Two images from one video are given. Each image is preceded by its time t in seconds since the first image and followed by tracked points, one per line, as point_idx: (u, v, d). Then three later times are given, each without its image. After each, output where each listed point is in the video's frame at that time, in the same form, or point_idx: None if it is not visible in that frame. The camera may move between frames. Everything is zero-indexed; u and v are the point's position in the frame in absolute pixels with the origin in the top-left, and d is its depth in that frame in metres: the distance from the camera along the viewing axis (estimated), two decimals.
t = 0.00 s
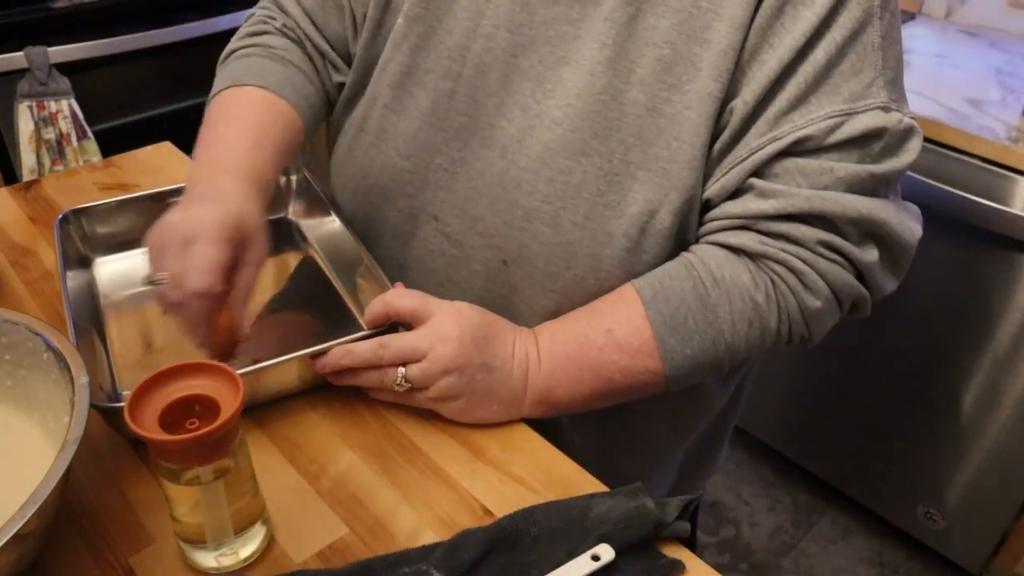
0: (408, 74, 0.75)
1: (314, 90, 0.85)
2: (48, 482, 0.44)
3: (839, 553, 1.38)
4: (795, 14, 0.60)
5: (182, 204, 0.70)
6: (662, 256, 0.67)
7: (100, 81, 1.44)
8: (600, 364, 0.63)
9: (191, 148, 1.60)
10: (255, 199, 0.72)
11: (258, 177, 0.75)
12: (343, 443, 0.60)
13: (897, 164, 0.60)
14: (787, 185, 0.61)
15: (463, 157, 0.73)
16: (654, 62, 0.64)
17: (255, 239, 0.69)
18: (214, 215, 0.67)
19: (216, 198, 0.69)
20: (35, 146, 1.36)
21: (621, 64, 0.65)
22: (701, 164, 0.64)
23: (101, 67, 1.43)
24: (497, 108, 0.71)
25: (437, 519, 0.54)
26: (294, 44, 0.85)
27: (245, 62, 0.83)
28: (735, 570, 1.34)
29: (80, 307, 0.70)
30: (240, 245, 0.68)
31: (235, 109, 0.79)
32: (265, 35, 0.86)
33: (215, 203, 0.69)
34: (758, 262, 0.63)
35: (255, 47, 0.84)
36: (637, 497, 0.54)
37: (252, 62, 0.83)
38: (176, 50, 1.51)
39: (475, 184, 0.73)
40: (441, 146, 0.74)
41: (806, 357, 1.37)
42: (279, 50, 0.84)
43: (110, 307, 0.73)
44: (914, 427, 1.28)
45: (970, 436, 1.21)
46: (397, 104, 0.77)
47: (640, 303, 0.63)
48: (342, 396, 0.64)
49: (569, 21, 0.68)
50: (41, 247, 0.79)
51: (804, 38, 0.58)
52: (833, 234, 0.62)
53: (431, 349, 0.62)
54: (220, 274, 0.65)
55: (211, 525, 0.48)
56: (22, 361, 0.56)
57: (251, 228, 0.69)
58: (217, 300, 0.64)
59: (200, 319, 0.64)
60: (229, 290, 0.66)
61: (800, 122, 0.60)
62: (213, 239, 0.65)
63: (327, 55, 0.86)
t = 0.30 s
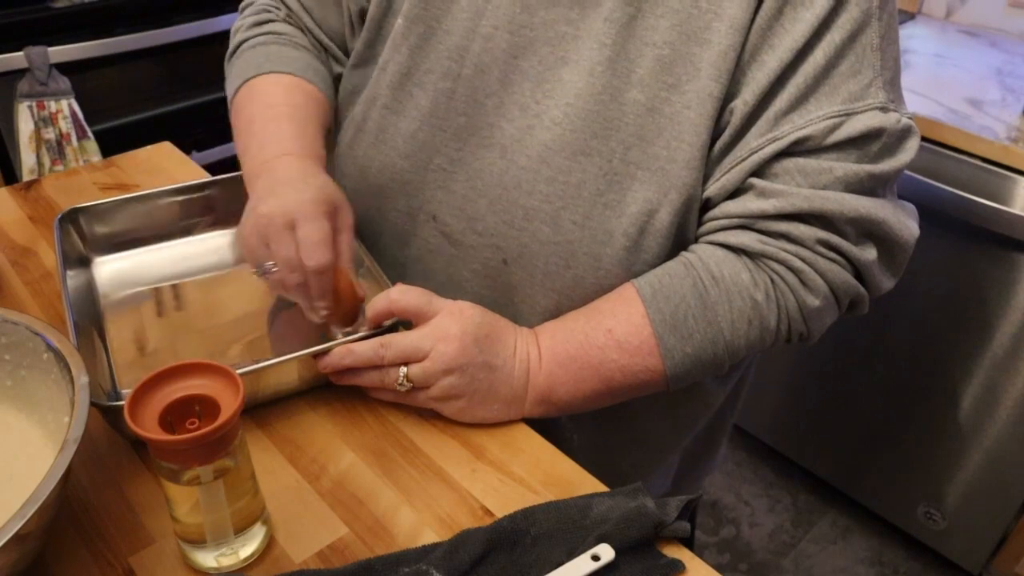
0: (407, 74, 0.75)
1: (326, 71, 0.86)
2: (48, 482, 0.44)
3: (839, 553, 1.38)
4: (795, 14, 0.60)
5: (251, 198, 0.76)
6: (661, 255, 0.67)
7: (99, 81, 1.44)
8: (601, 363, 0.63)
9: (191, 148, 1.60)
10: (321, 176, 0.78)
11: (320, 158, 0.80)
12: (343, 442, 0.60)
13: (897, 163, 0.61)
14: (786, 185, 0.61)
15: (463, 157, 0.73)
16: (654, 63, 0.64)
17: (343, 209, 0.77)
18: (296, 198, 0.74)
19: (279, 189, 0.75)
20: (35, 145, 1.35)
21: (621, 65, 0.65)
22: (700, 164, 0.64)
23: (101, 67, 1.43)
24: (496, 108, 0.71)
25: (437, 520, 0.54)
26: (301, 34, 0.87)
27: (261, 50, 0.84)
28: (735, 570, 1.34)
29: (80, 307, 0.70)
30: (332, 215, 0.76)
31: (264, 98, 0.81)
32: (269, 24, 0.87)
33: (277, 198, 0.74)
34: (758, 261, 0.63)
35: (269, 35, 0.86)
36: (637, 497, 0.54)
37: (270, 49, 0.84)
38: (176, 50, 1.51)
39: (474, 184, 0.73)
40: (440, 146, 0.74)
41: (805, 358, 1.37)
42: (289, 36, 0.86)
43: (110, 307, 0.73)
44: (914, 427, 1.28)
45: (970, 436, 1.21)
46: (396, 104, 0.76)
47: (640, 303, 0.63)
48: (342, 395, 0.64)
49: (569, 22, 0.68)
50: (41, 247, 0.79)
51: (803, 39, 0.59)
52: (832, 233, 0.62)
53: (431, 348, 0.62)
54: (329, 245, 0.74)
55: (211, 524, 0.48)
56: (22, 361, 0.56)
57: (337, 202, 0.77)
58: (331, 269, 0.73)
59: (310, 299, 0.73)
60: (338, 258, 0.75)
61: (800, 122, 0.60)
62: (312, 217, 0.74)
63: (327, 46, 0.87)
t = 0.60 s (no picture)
0: (408, 73, 0.75)
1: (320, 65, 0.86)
2: (48, 482, 0.44)
3: (839, 553, 1.38)
4: (795, 13, 0.60)
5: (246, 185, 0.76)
6: (661, 254, 0.67)
7: (99, 81, 1.44)
8: (601, 362, 0.63)
9: (191, 148, 1.60)
10: (309, 171, 0.77)
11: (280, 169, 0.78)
12: (343, 442, 0.60)
13: (896, 163, 0.61)
14: (786, 184, 0.61)
15: (462, 155, 0.73)
16: (654, 61, 0.64)
17: (334, 209, 0.76)
18: (280, 198, 0.73)
19: (266, 184, 0.74)
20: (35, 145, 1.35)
21: (621, 64, 0.65)
22: (700, 163, 0.64)
23: (101, 67, 1.43)
24: (496, 106, 0.71)
25: (438, 520, 0.54)
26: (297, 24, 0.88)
27: (257, 42, 0.85)
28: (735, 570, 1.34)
29: (80, 307, 0.70)
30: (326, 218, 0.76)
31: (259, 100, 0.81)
32: (268, 15, 0.88)
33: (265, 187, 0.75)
34: (757, 260, 0.63)
35: (265, 27, 0.86)
36: (637, 497, 0.54)
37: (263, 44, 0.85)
38: (176, 50, 1.51)
39: (474, 183, 0.73)
40: (440, 145, 0.74)
41: (805, 357, 1.37)
42: (285, 28, 0.86)
43: (110, 306, 0.73)
44: (914, 427, 1.28)
45: (970, 436, 1.21)
46: (397, 102, 0.76)
47: (640, 303, 0.63)
48: (342, 395, 0.64)
49: (569, 20, 0.68)
50: (41, 247, 0.79)
51: (803, 38, 0.59)
52: (832, 232, 0.62)
53: (432, 348, 0.62)
54: (324, 244, 0.73)
55: (211, 524, 0.48)
56: (22, 361, 0.56)
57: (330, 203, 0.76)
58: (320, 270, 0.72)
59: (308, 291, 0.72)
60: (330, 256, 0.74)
61: (799, 121, 0.60)
62: (303, 219, 0.72)
63: (324, 40, 0.88)
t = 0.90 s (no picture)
0: (408, 71, 0.75)
1: (302, 61, 0.86)
2: (48, 482, 0.44)
3: (839, 552, 1.38)
4: (796, 12, 0.60)
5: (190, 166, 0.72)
6: (661, 252, 0.67)
7: (100, 81, 1.44)
8: (600, 362, 0.63)
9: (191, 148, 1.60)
10: (254, 165, 0.74)
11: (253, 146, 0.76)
12: (343, 441, 0.60)
13: (896, 162, 0.61)
14: (786, 183, 0.61)
15: (461, 153, 0.73)
16: (655, 60, 0.64)
17: (259, 201, 0.70)
18: (215, 180, 0.68)
19: (212, 164, 0.71)
20: (35, 145, 1.35)
21: (621, 62, 0.65)
22: (701, 161, 0.64)
23: (101, 66, 1.43)
24: (495, 104, 0.71)
25: (438, 519, 0.54)
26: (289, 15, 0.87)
27: (239, 32, 0.86)
28: (735, 570, 1.34)
29: (80, 307, 0.70)
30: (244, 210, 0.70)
31: (237, 75, 0.81)
32: (259, 6, 0.89)
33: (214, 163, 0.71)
34: (757, 259, 0.63)
35: (253, 18, 0.87)
36: (637, 497, 0.54)
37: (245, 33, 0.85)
38: (176, 49, 1.51)
39: (473, 181, 0.73)
40: (439, 143, 0.74)
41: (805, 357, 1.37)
42: (273, 19, 0.87)
43: (110, 306, 0.73)
44: (915, 427, 1.28)
45: (970, 436, 1.21)
46: (397, 100, 0.76)
47: (639, 302, 0.63)
48: (342, 394, 0.64)
49: (568, 18, 0.68)
50: (41, 247, 0.79)
51: (804, 36, 0.58)
52: (832, 232, 0.62)
53: (432, 348, 0.62)
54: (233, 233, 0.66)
55: (211, 524, 0.48)
56: (22, 361, 0.56)
57: (256, 192, 0.71)
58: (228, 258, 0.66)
59: (216, 277, 0.67)
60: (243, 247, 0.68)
61: (801, 120, 0.60)
62: (219, 205, 0.66)
63: (311, 30, 0.86)
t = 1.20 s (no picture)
0: (408, 70, 0.75)
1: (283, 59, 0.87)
2: (48, 482, 0.44)
3: (839, 552, 1.38)
4: (796, 10, 0.60)
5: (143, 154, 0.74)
6: (661, 252, 0.67)
7: (100, 81, 1.44)
8: (601, 363, 0.63)
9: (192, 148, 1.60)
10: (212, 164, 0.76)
11: (217, 145, 0.77)
12: (343, 441, 0.60)
13: (896, 161, 0.61)
14: (786, 183, 0.61)
15: (460, 152, 0.73)
16: (654, 59, 0.64)
17: (200, 193, 0.72)
18: (165, 167, 0.71)
19: (166, 154, 0.73)
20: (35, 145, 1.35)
21: (621, 61, 0.65)
22: (701, 160, 0.64)
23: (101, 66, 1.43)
24: (494, 104, 0.71)
25: (438, 519, 0.54)
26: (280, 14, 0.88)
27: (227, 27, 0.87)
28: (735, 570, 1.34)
29: (80, 307, 0.70)
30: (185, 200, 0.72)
31: (224, 71, 0.82)
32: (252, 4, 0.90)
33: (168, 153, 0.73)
34: (757, 258, 0.63)
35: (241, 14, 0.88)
36: (637, 497, 0.54)
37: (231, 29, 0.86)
38: (176, 49, 1.51)
39: (472, 180, 0.73)
40: (438, 142, 0.74)
41: (805, 356, 1.37)
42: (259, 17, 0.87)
43: (110, 306, 0.73)
44: (915, 426, 1.28)
45: (970, 436, 1.21)
46: (397, 99, 0.76)
47: (639, 302, 0.63)
48: (342, 394, 0.64)
49: (567, 17, 0.68)
50: (41, 247, 0.79)
51: (804, 36, 0.58)
52: (832, 231, 0.62)
53: (432, 347, 0.62)
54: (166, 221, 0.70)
55: (212, 523, 0.48)
56: (22, 361, 0.56)
57: (197, 185, 0.72)
58: (160, 246, 0.70)
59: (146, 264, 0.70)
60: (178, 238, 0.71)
61: (800, 119, 0.60)
62: (153, 190, 0.69)
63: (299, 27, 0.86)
